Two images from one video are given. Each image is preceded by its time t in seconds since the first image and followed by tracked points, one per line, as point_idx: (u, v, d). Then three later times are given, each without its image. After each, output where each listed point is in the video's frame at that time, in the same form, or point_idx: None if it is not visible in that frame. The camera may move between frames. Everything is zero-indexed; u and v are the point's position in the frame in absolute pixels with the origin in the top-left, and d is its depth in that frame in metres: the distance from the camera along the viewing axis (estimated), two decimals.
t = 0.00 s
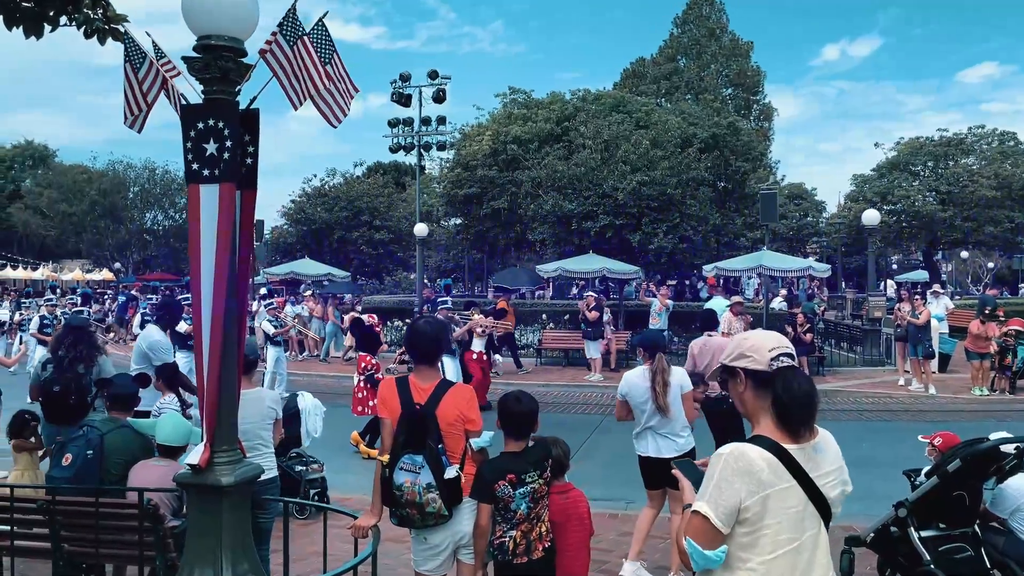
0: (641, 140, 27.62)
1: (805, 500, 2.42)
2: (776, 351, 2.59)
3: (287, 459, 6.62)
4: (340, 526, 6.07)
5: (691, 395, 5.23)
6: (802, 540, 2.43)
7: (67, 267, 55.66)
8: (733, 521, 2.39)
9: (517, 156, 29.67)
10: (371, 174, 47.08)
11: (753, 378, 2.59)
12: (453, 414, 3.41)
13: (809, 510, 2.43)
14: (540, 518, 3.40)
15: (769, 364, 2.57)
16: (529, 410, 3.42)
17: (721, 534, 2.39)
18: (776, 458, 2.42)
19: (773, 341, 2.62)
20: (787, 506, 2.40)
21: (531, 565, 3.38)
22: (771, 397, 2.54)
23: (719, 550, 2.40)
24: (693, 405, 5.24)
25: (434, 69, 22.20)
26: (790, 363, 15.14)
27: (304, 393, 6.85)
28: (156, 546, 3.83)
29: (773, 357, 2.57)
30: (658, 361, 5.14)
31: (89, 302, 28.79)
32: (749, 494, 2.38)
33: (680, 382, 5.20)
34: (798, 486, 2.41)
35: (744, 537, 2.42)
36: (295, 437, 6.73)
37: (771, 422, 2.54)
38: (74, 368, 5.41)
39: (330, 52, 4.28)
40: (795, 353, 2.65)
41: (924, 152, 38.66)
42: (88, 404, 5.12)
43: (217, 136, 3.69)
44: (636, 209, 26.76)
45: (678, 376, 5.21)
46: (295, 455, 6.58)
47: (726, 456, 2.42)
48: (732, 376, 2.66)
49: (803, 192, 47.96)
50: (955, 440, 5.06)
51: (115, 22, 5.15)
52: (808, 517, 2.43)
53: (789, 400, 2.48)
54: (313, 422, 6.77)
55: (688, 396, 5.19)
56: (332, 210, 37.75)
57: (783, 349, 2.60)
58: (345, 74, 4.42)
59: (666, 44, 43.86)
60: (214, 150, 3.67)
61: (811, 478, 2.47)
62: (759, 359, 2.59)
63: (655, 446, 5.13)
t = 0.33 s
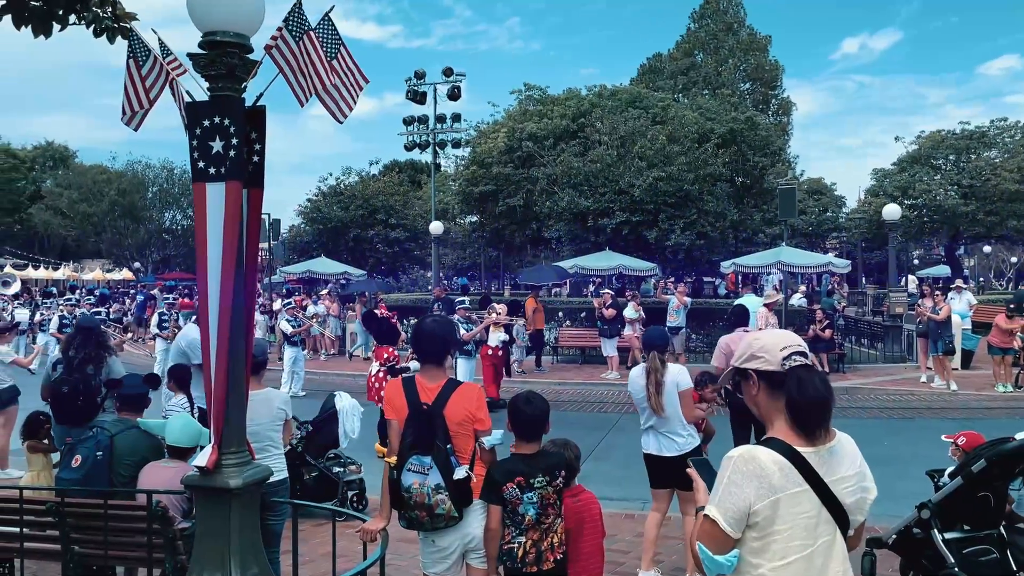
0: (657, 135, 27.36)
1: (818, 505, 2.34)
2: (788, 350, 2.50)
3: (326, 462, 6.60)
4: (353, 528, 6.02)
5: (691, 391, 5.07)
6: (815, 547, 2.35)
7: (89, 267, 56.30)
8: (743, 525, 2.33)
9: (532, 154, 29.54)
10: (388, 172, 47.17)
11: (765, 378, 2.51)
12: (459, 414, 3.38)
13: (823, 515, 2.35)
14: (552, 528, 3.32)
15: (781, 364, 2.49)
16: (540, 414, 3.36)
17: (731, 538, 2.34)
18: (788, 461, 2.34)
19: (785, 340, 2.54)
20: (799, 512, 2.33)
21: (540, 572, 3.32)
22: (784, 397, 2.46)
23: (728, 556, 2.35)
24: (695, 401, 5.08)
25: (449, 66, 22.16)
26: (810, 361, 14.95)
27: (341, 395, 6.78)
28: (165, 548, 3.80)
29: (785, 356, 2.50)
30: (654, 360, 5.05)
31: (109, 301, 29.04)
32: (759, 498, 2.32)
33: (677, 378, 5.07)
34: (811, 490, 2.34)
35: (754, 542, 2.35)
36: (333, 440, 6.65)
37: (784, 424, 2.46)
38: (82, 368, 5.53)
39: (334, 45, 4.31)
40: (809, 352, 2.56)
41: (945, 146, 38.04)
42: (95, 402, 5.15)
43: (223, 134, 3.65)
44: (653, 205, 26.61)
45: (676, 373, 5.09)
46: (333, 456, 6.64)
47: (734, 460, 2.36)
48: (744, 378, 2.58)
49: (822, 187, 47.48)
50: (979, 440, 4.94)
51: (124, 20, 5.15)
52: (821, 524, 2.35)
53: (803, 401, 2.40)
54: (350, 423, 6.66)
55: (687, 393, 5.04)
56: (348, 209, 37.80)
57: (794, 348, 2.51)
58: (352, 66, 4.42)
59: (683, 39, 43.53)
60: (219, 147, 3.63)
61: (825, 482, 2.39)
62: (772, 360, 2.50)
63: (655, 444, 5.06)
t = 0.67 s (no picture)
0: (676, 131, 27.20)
1: (843, 504, 2.29)
2: (810, 345, 2.43)
3: (368, 460, 6.57)
4: (371, 526, 6.02)
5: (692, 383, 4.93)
6: (838, 547, 2.29)
7: (111, 267, 56.98)
8: (764, 525, 2.29)
9: (549, 150, 29.47)
10: (405, 170, 47.33)
11: (787, 374, 2.44)
12: (476, 412, 3.35)
13: (847, 515, 2.30)
14: (571, 530, 3.28)
15: (802, 359, 2.42)
16: (559, 413, 3.32)
17: (753, 537, 2.29)
18: (811, 458, 2.28)
19: (806, 335, 2.47)
20: (822, 511, 2.28)
21: None
22: (808, 393, 2.39)
23: (751, 555, 2.30)
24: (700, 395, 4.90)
25: (466, 63, 22.13)
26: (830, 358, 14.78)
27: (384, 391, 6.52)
28: (185, 545, 3.82)
29: (807, 352, 2.42)
30: (654, 355, 5.06)
31: (129, 299, 29.33)
32: (781, 496, 2.27)
33: (678, 372, 5.01)
34: (834, 488, 2.28)
35: (776, 541, 2.31)
36: (374, 439, 6.63)
37: (807, 422, 2.39)
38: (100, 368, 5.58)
39: (348, 41, 4.29)
40: (833, 348, 2.49)
41: (968, 139, 37.47)
42: (112, 401, 5.18)
43: (239, 130, 3.64)
44: (670, 200, 26.45)
45: (676, 366, 5.03)
46: (376, 455, 6.71)
47: (755, 458, 2.30)
48: (765, 374, 2.50)
49: (843, 182, 47.01)
50: (1005, 438, 4.87)
51: (142, 18, 5.15)
52: (846, 523, 2.30)
53: (826, 399, 2.34)
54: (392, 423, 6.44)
55: (686, 384, 4.92)
56: (365, 207, 37.91)
57: (817, 343, 2.44)
58: (367, 61, 4.39)
59: (701, 34, 43.28)
60: (236, 145, 3.62)
61: (850, 480, 2.32)
62: (793, 354, 2.44)
63: (660, 438, 5.03)
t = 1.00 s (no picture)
0: (696, 127, 27.05)
1: (872, 504, 2.24)
2: (838, 341, 2.39)
3: (412, 459, 6.43)
4: (393, 523, 6.02)
5: (708, 381, 4.79)
6: (867, 547, 2.25)
7: (134, 266, 57.63)
8: (791, 523, 2.25)
9: (568, 147, 29.44)
10: (424, 167, 47.49)
11: (815, 371, 2.40)
12: (498, 408, 3.34)
13: (875, 515, 2.25)
14: (593, 529, 3.28)
15: (831, 356, 2.37)
16: (584, 410, 3.29)
17: (780, 537, 2.25)
18: (839, 457, 2.24)
19: (834, 331, 2.42)
20: (850, 510, 2.23)
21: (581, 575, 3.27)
22: (836, 391, 2.34)
23: (778, 554, 2.27)
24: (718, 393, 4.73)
25: (485, 60, 22.11)
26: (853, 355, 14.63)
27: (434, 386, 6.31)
28: (208, 542, 3.84)
29: (835, 348, 2.37)
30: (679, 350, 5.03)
31: (151, 298, 29.63)
32: (808, 495, 2.22)
33: (690, 370, 4.88)
34: (863, 488, 2.24)
35: (804, 540, 2.27)
36: (418, 439, 6.55)
37: (836, 420, 2.34)
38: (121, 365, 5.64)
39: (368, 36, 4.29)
40: (861, 344, 2.44)
41: (994, 133, 36.92)
42: (134, 398, 5.21)
43: (260, 128, 3.64)
44: (690, 196, 26.26)
45: (693, 362, 4.90)
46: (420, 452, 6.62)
47: (782, 457, 2.27)
48: (792, 371, 2.46)
49: (865, 178, 46.52)
50: None
51: (164, 17, 5.18)
52: (874, 523, 2.25)
53: (855, 397, 2.29)
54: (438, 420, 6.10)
55: (700, 381, 4.79)
56: (384, 205, 38.04)
57: (845, 339, 2.39)
58: (387, 57, 4.39)
59: (721, 29, 43.03)
60: (257, 143, 3.63)
61: (879, 479, 2.28)
62: (820, 351, 2.39)
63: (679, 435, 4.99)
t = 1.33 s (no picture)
0: (713, 123, 26.91)
1: (894, 501, 2.22)
2: (859, 337, 2.37)
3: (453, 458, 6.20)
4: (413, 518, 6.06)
5: (733, 378, 4.73)
6: (890, 544, 2.23)
7: (153, 265, 58.19)
8: (812, 520, 2.24)
9: (584, 143, 29.40)
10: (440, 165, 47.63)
11: (837, 367, 2.38)
12: (518, 406, 3.34)
13: (898, 513, 2.23)
14: (612, 527, 3.28)
15: (853, 352, 2.36)
16: (605, 407, 3.28)
17: (800, 533, 2.24)
18: (861, 455, 2.22)
19: (855, 328, 2.40)
20: (873, 507, 2.21)
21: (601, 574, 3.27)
22: (858, 387, 2.33)
23: (800, 550, 2.25)
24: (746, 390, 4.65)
25: (501, 58, 22.07)
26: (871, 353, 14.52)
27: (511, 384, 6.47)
28: (229, 537, 3.88)
29: (856, 345, 2.36)
30: (713, 349, 4.96)
31: (170, 295, 29.88)
32: (830, 491, 2.21)
33: (718, 371, 4.82)
34: (885, 485, 2.22)
35: (825, 537, 2.26)
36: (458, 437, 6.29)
37: (857, 416, 2.32)
38: (141, 363, 5.71)
39: (386, 36, 4.32)
40: (884, 340, 2.42)
41: (1015, 128, 36.45)
42: (152, 397, 5.22)
43: (279, 127, 3.66)
44: (708, 193, 26.07)
45: (721, 360, 4.84)
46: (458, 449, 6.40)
47: (804, 453, 2.25)
48: (813, 369, 2.44)
49: (884, 174, 46.10)
50: None
51: (183, 16, 5.22)
52: (896, 521, 2.23)
53: (878, 393, 2.27)
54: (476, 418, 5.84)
55: (724, 378, 4.74)
56: (400, 203, 38.21)
57: (867, 335, 2.37)
58: (406, 57, 4.43)
59: (738, 24, 42.78)
60: (276, 141, 3.65)
61: (902, 477, 2.25)
62: (842, 347, 2.37)
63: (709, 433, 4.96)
